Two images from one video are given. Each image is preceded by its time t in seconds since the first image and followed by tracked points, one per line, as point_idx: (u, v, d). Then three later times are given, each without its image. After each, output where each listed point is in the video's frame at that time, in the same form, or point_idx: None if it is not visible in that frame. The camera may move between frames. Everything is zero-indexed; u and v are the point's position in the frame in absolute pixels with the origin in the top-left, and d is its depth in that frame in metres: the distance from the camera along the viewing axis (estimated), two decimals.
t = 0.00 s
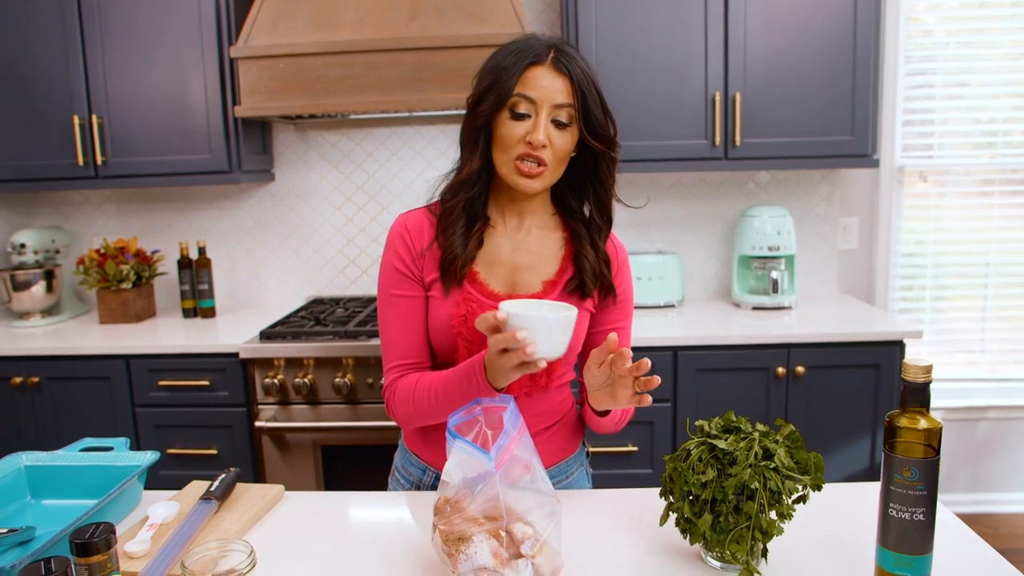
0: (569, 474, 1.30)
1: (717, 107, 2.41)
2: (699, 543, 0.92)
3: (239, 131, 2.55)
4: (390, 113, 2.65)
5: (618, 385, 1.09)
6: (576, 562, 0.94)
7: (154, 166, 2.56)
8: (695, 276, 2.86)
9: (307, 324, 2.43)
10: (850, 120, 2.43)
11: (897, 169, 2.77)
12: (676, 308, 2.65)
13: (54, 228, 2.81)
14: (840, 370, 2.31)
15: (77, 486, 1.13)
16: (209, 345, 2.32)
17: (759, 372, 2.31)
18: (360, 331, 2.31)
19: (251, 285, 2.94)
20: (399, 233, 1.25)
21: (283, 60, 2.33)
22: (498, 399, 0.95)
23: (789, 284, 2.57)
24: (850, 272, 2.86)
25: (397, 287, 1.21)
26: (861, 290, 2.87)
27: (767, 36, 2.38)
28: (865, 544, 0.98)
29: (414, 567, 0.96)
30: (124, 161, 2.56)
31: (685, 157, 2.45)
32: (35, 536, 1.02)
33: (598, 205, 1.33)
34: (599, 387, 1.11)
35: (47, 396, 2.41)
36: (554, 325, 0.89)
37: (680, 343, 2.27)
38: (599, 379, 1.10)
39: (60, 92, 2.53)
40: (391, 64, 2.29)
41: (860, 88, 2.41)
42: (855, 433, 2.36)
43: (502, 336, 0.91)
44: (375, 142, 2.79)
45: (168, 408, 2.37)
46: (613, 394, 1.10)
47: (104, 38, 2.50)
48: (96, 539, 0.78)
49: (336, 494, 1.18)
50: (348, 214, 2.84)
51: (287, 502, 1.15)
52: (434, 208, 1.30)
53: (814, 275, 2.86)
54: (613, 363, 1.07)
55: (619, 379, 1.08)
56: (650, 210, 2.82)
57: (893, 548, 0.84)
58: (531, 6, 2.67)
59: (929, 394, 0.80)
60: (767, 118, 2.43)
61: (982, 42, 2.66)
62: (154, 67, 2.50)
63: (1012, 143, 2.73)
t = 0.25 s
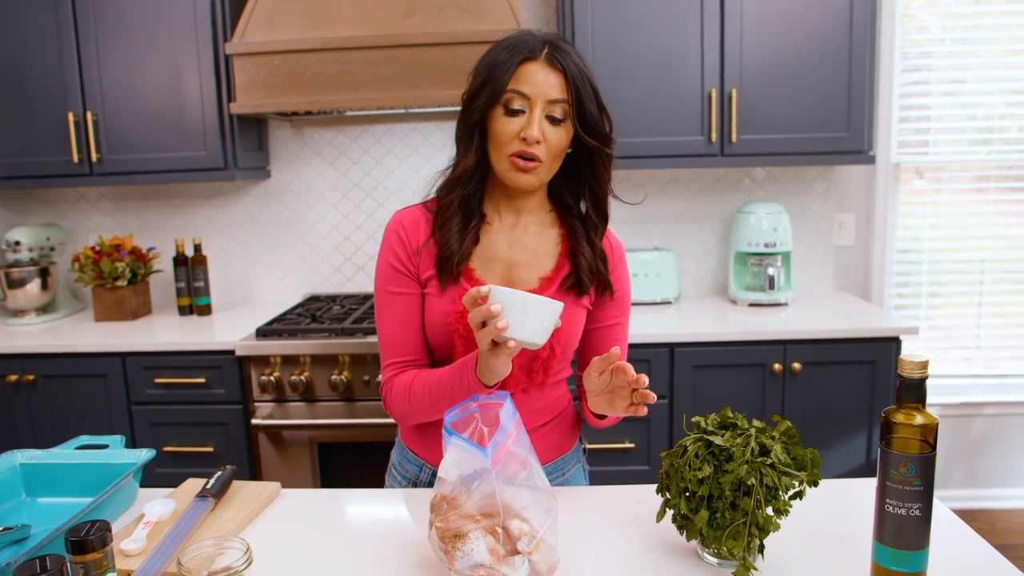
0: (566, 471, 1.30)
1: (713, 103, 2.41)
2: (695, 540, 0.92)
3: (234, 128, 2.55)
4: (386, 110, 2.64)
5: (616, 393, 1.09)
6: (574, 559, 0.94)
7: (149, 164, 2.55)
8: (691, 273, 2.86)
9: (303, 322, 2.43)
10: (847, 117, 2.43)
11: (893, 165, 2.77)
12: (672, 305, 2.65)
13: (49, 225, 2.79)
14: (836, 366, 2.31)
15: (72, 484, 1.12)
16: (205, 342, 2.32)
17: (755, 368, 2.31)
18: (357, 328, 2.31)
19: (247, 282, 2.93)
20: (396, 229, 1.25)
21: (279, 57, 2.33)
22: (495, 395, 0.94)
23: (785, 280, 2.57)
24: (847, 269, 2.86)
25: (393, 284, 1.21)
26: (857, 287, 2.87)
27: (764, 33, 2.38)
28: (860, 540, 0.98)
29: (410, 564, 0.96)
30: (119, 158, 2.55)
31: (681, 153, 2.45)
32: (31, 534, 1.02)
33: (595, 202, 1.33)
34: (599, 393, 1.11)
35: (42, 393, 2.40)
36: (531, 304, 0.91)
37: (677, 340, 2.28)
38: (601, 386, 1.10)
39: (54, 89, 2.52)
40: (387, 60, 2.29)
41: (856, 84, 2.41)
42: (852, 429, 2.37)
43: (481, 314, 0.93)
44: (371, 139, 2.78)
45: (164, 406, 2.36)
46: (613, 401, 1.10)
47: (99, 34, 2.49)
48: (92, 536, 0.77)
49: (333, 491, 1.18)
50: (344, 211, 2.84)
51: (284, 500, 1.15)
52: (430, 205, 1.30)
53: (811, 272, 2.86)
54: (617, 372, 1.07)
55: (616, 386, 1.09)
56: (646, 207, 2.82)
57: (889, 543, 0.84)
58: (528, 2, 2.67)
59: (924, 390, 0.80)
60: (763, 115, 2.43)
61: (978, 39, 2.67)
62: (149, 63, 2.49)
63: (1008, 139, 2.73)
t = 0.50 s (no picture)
0: (568, 470, 1.30)
1: (717, 102, 2.41)
2: (699, 539, 0.92)
3: (237, 126, 2.55)
4: (389, 108, 2.64)
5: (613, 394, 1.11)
6: (577, 557, 0.94)
7: (152, 162, 2.55)
8: (694, 271, 2.85)
9: (306, 320, 2.43)
10: (850, 115, 2.43)
11: (896, 164, 2.76)
12: (675, 304, 2.64)
13: (53, 224, 2.80)
14: (839, 365, 2.31)
15: (76, 482, 1.13)
16: (208, 341, 2.32)
17: (758, 367, 2.31)
18: (360, 326, 2.31)
19: (250, 280, 2.93)
20: (399, 227, 1.25)
21: (282, 55, 2.33)
22: (499, 394, 0.94)
23: (789, 279, 2.56)
24: (850, 268, 2.85)
25: (396, 282, 1.21)
26: (861, 286, 2.86)
27: (767, 31, 2.38)
28: (865, 539, 0.98)
29: (414, 562, 0.96)
30: (122, 157, 2.55)
31: (685, 152, 2.45)
32: (35, 532, 1.02)
33: (599, 200, 1.33)
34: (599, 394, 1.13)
35: (46, 392, 2.41)
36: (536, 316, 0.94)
37: (679, 339, 2.27)
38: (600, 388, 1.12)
39: (57, 87, 2.52)
40: (390, 59, 2.29)
41: (859, 83, 2.40)
42: (855, 428, 2.36)
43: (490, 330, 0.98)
44: (373, 138, 2.78)
45: (168, 404, 2.37)
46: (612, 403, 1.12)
47: (102, 33, 2.49)
48: (95, 535, 0.77)
49: (336, 489, 1.18)
50: (347, 210, 2.84)
51: (287, 498, 1.15)
52: (434, 204, 1.29)
53: (814, 271, 2.85)
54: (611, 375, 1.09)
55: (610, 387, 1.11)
56: (649, 205, 2.82)
57: (893, 543, 0.84)
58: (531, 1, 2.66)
59: (929, 389, 0.80)
60: (766, 113, 2.43)
61: (981, 37, 2.66)
62: (152, 62, 2.49)
63: (1012, 138, 2.72)
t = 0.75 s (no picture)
0: (575, 472, 1.30)
1: (723, 103, 2.40)
2: (706, 542, 0.92)
3: (244, 128, 2.55)
4: (395, 110, 2.65)
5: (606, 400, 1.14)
6: (584, 559, 0.94)
7: (160, 164, 2.56)
8: (701, 273, 2.85)
9: (312, 322, 2.43)
10: (857, 117, 2.42)
11: (903, 165, 2.75)
12: (681, 306, 2.64)
13: (61, 225, 2.81)
14: (846, 368, 2.30)
15: (84, 483, 1.13)
16: (215, 342, 2.33)
17: (764, 369, 2.30)
18: (366, 328, 2.31)
19: (256, 282, 2.94)
20: (406, 228, 1.25)
21: (289, 57, 2.33)
22: (505, 396, 0.94)
23: (795, 281, 2.56)
24: (857, 270, 2.84)
25: (404, 283, 1.21)
26: (867, 288, 2.86)
27: (773, 32, 2.37)
28: (873, 542, 0.98)
29: (421, 564, 0.96)
30: (130, 159, 2.56)
31: (691, 154, 2.45)
32: (44, 532, 1.03)
33: (606, 203, 1.33)
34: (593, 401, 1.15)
35: (54, 393, 2.42)
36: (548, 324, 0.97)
37: (686, 341, 2.27)
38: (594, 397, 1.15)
39: (65, 89, 2.54)
40: (396, 61, 2.29)
41: (866, 84, 2.40)
42: (862, 431, 2.35)
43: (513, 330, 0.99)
44: (380, 140, 2.79)
45: (175, 406, 2.37)
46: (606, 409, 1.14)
47: (110, 36, 2.50)
48: (104, 536, 0.78)
49: (343, 491, 1.18)
50: (353, 212, 2.84)
51: (294, 499, 1.15)
52: (441, 205, 1.30)
53: (820, 273, 2.84)
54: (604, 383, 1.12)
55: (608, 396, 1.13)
56: (655, 207, 2.81)
57: (902, 546, 0.83)
58: (537, 3, 2.67)
59: (938, 392, 0.79)
60: (772, 115, 2.42)
61: (988, 38, 2.65)
62: (159, 64, 2.50)
63: (1019, 139, 2.71)
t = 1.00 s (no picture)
0: (577, 473, 1.30)
1: (726, 106, 2.41)
2: (707, 544, 0.92)
3: (248, 127, 2.56)
4: (398, 110, 2.65)
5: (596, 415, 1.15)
6: (585, 561, 0.94)
7: (164, 162, 2.56)
8: (703, 276, 2.85)
9: (315, 321, 2.44)
10: (860, 120, 2.42)
11: (906, 169, 2.75)
12: (683, 308, 2.64)
13: (64, 223, 2.82)
14: (848, 371, 2.30)
15: (86, 481, 1.13)
16: (217, 340, 2.33)
17: (766, 372, 2.30)
18: (368, 328, 2.31)
19: (259, 281, 2.95)
20: (409, 230, 1.26)
21: (293, 57, 2.34)
22: (507, 398, 0.94)
23: (798, 284, 2.56)
24: (859, 273, 2.84)
25: (406, 284, 1.22)
26: (869, 292, 2.85)
27: (777, 35, 2.37)
28: (874, 546, 0.98)
29: (422, 564, 0.96)
30: (134, 157, 2.57)
31: (694, 156, 2.45)
32: (45, 529, 1.03)
33: (609, 203, 1.33)
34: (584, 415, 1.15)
35: (56, 390, 2.42)
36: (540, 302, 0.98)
37: (687, 343, 2.27)
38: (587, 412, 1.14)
39: (70, 87, 2.54)
40: (401, 61, 2.30)
41: (870, 88, 2.40)
42: (863, 435, 2.35)
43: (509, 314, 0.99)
44: (383, 140, 2.79)
45: (176, 404, 2.38)
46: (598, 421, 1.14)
47: (114, 34, 2.51)
48: (107, 533, 0.78)
49: (344, 491, 1.18)
50: (356, 211, 2.85)
51: (296, 498, 1.16)
52: (444, 207, 1.30)
53: (822, 276, 2.84)
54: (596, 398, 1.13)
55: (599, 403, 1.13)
56: (658, 209, 2.81)
57: (902, 550, 0.83)
58: (541, 4, 2.67)
59: (940, 397, 0.79)
60: (776, 118, 2.42)
61: (992, 43, 2.65)
62: (164, 62, 2.50)
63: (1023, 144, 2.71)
